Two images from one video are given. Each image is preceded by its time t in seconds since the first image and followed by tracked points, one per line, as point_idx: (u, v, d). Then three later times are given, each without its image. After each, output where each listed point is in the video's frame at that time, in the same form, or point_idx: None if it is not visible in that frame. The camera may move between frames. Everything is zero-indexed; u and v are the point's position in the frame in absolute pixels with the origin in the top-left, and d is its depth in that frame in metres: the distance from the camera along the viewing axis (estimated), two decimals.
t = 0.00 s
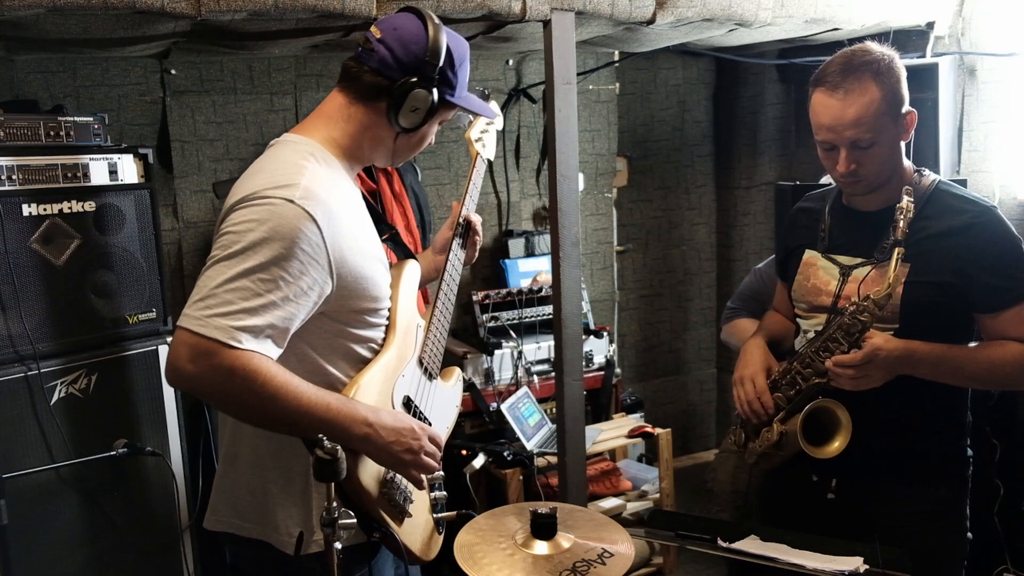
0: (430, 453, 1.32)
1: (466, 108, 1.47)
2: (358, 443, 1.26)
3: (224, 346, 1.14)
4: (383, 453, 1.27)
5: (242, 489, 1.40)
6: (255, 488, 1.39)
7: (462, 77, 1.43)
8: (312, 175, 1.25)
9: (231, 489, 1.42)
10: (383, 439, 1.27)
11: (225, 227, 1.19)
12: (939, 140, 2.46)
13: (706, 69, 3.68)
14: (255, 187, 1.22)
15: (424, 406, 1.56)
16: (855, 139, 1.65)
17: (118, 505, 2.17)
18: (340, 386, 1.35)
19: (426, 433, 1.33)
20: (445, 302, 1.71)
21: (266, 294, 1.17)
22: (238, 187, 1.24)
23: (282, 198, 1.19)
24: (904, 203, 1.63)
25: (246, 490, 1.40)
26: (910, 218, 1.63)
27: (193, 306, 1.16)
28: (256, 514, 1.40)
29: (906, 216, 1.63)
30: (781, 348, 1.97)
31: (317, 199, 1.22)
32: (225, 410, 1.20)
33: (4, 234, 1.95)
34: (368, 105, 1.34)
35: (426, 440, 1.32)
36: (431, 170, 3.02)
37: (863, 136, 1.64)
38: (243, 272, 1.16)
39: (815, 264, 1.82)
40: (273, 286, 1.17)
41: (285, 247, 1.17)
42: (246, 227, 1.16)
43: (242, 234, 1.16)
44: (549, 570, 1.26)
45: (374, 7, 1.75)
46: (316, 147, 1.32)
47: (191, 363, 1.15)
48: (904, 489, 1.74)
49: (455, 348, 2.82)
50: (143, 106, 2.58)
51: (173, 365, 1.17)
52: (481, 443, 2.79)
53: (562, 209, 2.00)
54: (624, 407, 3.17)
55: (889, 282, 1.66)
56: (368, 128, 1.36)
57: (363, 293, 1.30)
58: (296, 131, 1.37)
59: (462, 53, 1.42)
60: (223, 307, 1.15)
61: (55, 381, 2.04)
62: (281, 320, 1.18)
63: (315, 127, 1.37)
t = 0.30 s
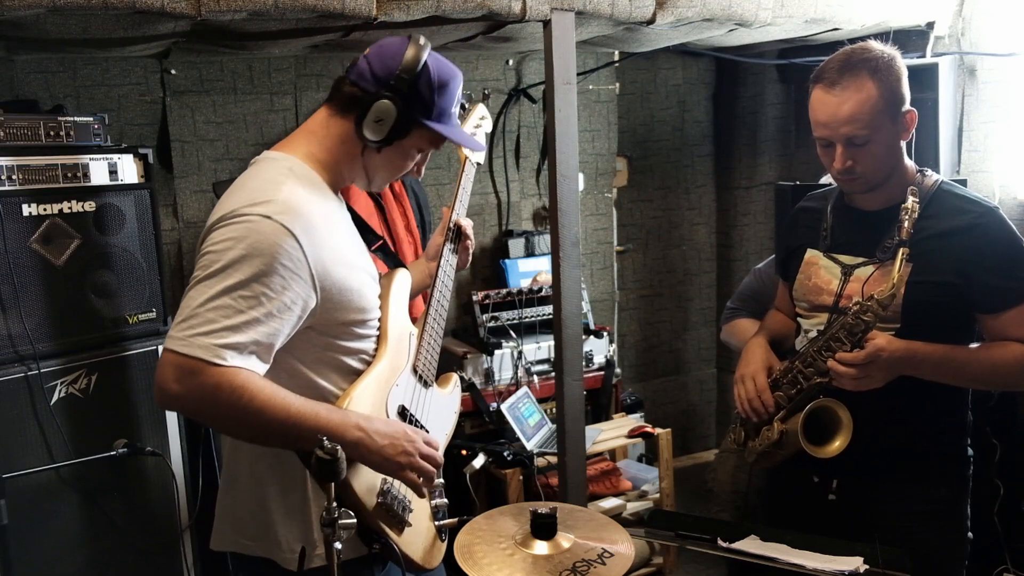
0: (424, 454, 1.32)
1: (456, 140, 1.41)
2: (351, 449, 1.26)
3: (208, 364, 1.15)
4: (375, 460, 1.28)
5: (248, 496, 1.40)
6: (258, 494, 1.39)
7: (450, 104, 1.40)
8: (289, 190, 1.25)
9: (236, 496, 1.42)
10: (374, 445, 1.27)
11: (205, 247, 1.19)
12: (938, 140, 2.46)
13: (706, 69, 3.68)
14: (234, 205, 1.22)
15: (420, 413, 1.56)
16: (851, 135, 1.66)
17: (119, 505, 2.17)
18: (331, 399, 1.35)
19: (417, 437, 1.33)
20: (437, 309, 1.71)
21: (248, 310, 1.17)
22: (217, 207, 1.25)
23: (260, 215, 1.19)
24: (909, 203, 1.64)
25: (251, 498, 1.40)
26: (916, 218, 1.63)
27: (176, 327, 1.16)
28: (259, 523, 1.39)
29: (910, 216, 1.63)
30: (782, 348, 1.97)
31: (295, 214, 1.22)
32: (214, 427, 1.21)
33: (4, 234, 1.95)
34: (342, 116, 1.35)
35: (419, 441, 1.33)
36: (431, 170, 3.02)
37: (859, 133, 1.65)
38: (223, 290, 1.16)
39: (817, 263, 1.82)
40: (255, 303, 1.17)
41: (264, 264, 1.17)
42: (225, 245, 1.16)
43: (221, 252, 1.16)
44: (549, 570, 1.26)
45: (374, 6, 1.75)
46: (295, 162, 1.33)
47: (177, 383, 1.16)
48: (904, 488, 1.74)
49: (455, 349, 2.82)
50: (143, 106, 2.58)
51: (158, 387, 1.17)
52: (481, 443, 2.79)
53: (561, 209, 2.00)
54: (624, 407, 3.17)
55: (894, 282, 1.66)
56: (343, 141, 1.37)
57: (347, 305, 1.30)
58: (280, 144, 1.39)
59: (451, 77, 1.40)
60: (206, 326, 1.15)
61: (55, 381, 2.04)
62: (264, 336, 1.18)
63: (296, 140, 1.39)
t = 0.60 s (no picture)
0: (418, 452, 1.34)
1: (431, 140, 1.38)
2: (344, 440, 1.26)
3: (201, 358, 1.15)
4: (369, 450, 1.28)
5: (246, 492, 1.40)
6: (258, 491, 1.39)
7: (439, 108, 1.39)
8: (280, 189, 1.26)
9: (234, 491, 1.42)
10: (369, 437, 1.27)
11: (197, 246, 1.19)
12: (939, 140, 2.46)
13: (706, 69, 3.68)
14: (224, 204, 1.23)
15: (412, 414, 1.55)
16: (843, 136, 1.66)
17: (119, 505, 2.17)
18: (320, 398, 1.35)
19: (411, 436, 1.34)
20: (433, 309, 1.71)
21: (241, 305, 1.17)
22: (208, 207, 1.25)
23: (250, 212, 1.20)
24: (912, 208, 1.65)
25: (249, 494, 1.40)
26: (918, 223, 1.65)
27: (169, 323, 1.16)
28: (258, 521, 1.40)
29: (912, 219, 1.65)
30: (786, 347, 1.96)
31: (286, 211, 1.23)
32: (208, 422, 1.20)
33: (4, 234, 1.95)
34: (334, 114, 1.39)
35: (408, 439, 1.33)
36: (430, 170, 3.02)
37: (850, 133, 1.65)
38: (215, 286, 1.16)
39: (819, 264, 1.82)
40: (247, 298, 1.17)
41: (255, 259, 1.18)
42: (216, 242, 1.17)
43: (213, 249, 1.17)
44: (549, 570, 1.26)
45: (374, 6, 1.75)
46: (287, 162, 1.34)
47: (171, 378, 1.16)
48: (904, 488, 1.74)
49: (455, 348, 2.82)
50: (143, 105, 2.58)
51: (152, 383, 1.17)
52: (481, 443, 2.79)
53: (562, 209, 2.00)
54: (624, 407, 3.17)
55: (894, 285, 1.67)
56: (331, 139, 1.39)
57: (338, 304, 1.31)
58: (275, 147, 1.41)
59: (442, 83, 1.40)
60: (199, 320, 1.15)
61: (55, 381, 2.04)
62: (257, 331, 1.18)
63: (292, 142, 1.41)
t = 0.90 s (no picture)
0: (411, 437, 1.35)
1: (433, 126, 1.38)
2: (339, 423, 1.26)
3: (200, 336, 1.16)
4: (364, 431, 1.28)
5: (244, 488, 1.40)
6: (256, 489, 1.39)
7: (444, 96, 1.39)
8: (283, 173, 1.28)
9: (233, 486, 1.43)
10: (364, 417, 1.28)
11: (200, 226, 1.21)
12: (938, 140, 2.46)
13: (706, 69, 3.68)
14: (228, 186, 1.24)
15: (403, 401, 1.55)
16: (839, 134, 1.66)
17: (119, 505, 2.17)
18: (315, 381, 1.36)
19: (406, 421, 1.35)
20: (430, 299, 1.71)
21: (242, 287, 1.18)
22: (212, 189, 1.27)
23: (254, 194, 1.21)
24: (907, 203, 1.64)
25: (247, 488, 1.40)
26: (912, 218, 1.64)
27: (171, 301, 1.18)
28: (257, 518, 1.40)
29: (908, 215, 1.64)
30: (784, 347, 1.95)
31: (289, 195, 1.24)
32: (209, 399, 1.22)
33: (4, 234, 1.95)
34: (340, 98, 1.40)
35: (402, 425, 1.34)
36: (431, 170, 3.02)
37: (846, 131, 1.65)
38: (218, 265, 1.18)
39: (817, 263, 1.82)
40: (249, 280, 1.19)
41: (258, 241, 1.19)
42: (220, 223, 1.19)
43: (216, 229, 1.19)
44: (549, 570, 1.26)
45: (374, 6, 1.75)
46: (295, 147, 1.35)
47: (172, 354, 1.17)
48: (903, 488, 1.74)
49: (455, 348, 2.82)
50: (143, 105, 2.58)
51: (153, 359, 1.19)
52: (481, 443, 2.79)
53: (561, 208, 2.00)
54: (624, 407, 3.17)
55: (887, 279, 1.68)
56: (336, 126, 1.40)
57: (337, 289, 1.32)
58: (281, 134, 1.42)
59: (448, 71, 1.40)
60: (200, 299, 1.17)
61: (55, 381, 2.04)
62: (258, 312, 1.20)
63: (298, 129, 1.42)
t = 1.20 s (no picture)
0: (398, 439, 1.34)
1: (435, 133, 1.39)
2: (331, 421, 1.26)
3: (200, 329, 1.16)
4: (353, 432, 1.28)
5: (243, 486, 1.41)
6: (255, 486, 1.40)
7: (445, 102, 1.40)
8: (287, 171, 1.29)
9: (231, 484, 1.43)
10: (354, 419, 1.27)
11: (203, 221, 1.22)
12: (939, 140, 2.46)
13: (706, 69, 3.68)
14: (232, 183, 1.25)
15: (396, 397, 1.55)
16: (833, 129, 1.66)
17: (119, 505, 2.17)
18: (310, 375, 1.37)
19: (396, 422, 1.35)
20: (428, 301, 1.71)
21: (243, 283, 1.19)
22: (217, 184, 1.28)
23: (256, 192, 1.22)
24: (899, 201, 1.64)
25: (247, 487, 1.40)
26: (905, 215, 1.64)
27: (173, 295, 1.18)
28: (254, 513, 1.40)
29: (900, 212, 1.64)
30: (781, 345, 1.96)
31: (290, 194, 1.25)
32: (206, 391, 1.22)
33: (4, 234, 1.95)
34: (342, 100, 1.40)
35: (394, 426, 1.34)
36: (431, 170, 3.02)
37: (840, 127, 1.65)
38: (218, 261, 1.18)
39: (813, 262, 1.82)
40: (249, 276, 1.19)
41: (258, 238, 1.20)
42: (222, 220, 1.19)
43: (218, 225, 1.19)
44: (549, 570, 1.26)
45: (374, 7, 1.75)
46: (298, 148, 1.36)
47: (171, 345, 1.17)
48: (903, 487, 1.74)
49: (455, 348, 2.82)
50: (143, 105, 2.58)
51: (153, 348, 1.19)
52: (481, 443, 2.79)
53: (562, 208, 2.00)
54: (624, 407, 3.17)
55: (880, 277, 1.67)
56: (341, 127, 1.40)
57: (335, 286, 1.33)
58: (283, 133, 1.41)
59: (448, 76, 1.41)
60: (201, 294, 1.17)
61: (55, 381, 2.04)
62: (255, 308, 1.20)
63: (300, 129, 1.41)
